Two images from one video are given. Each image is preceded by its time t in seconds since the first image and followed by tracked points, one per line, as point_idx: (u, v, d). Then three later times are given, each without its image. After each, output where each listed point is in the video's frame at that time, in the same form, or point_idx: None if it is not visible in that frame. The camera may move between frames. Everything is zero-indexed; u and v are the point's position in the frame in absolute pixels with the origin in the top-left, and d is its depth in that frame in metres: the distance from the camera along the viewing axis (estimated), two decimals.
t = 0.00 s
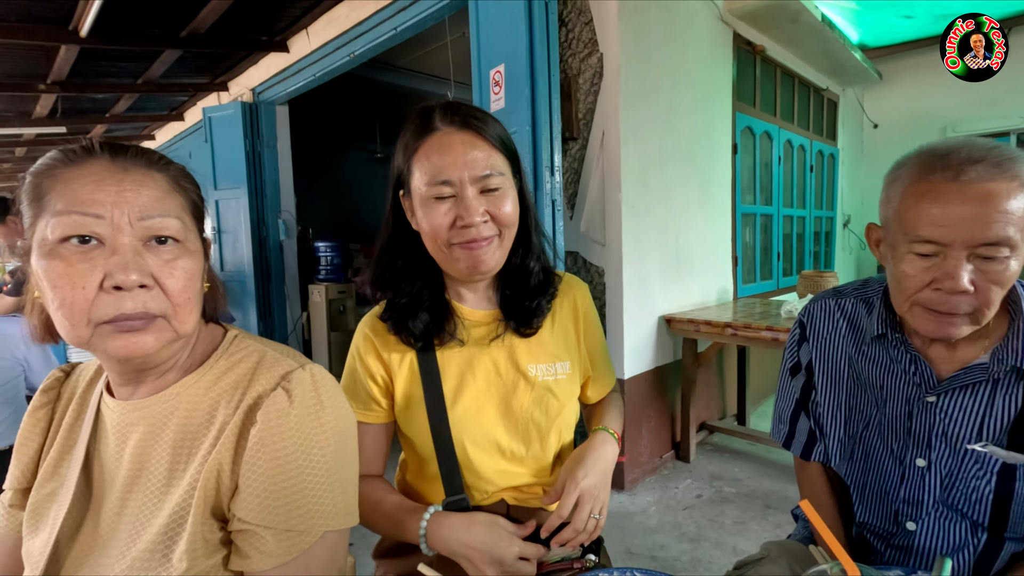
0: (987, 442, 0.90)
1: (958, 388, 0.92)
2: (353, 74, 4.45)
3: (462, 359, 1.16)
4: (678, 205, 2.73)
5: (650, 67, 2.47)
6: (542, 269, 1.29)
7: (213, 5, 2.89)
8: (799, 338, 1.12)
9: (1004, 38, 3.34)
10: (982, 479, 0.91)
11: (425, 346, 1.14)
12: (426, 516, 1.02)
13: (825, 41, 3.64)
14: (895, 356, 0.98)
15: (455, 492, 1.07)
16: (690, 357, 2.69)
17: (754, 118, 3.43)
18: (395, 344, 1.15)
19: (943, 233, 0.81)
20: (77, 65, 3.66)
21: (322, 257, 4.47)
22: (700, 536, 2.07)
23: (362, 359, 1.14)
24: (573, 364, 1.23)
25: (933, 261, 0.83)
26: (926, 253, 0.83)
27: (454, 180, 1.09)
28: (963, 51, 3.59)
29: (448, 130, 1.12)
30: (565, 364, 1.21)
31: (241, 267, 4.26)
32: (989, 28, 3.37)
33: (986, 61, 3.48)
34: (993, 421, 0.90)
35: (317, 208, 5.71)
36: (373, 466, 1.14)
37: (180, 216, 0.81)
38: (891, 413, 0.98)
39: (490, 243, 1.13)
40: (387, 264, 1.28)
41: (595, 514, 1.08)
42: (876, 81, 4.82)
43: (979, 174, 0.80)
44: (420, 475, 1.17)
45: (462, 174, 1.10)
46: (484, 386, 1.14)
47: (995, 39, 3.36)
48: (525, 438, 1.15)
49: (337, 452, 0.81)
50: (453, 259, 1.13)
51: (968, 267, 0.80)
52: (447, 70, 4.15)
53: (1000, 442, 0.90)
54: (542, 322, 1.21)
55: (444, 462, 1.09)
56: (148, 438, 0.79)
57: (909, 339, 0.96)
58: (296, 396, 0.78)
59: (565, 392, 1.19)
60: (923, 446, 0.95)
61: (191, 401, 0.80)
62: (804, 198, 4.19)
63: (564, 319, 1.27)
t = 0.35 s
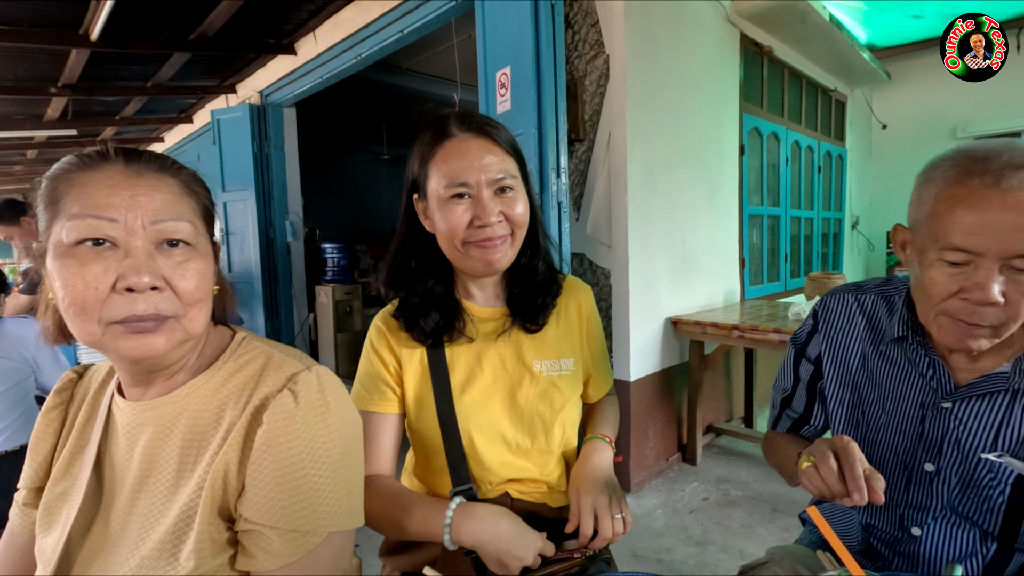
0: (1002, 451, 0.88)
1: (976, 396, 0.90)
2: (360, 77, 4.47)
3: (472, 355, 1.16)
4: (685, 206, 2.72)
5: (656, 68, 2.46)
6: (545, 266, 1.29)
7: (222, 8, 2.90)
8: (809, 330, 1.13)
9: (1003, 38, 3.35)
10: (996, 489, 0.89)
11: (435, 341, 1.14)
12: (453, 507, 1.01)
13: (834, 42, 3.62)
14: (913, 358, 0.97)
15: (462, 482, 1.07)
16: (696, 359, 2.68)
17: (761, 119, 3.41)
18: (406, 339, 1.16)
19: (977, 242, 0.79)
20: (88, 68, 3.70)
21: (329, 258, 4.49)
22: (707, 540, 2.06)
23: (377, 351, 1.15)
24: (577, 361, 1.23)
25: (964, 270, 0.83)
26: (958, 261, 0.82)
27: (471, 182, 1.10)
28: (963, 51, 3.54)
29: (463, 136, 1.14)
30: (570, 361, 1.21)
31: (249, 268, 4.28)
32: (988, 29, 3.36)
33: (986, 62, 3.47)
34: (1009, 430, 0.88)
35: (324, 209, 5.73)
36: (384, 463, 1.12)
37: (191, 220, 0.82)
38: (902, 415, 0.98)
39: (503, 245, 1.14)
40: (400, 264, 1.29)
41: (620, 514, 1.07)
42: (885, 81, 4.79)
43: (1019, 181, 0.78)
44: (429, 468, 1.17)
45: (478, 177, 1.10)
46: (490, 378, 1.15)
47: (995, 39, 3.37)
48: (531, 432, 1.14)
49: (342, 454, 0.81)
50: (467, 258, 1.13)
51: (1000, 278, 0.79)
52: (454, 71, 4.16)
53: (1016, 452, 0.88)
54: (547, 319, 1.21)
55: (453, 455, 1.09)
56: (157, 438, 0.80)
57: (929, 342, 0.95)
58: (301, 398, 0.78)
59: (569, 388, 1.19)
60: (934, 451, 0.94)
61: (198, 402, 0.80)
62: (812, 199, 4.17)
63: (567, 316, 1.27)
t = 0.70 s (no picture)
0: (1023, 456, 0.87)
1: (1001, 405, 0.89)
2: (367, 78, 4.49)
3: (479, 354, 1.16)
4: (691, 207, 2.71)
5: (662, 68, 2.46)
6: (550, 270, 1.29)
7: (230, 11, 2.92)
8: (824, 324, 1.13)
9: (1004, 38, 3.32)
10: (1016, 495, 0.87)
11: (441, 342, 1.14)
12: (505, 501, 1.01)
13: (842, 41, 3.59)
14: (935, 361, 0.97)
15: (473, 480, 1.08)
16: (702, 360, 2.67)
17: (767, 119, 3.40)
18: (412, 339, 1.16)
19: None
20: (98, 71, 3.73)
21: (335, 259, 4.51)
22: (713, 542, 2.05)
23: (385, 347, 1.15)
24: (580, 362, 1.23)
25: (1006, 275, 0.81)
26: (1001, 264, 0.80)
27: (477, 174, 1.11)
28: (964, 52, 3.55)
29: (470, 131, 1.15)
30: (574, 362, 1.21)
31: (255, 269, 4.31)
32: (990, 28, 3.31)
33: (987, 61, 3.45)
34: None
35: (331, 210, 5.76)
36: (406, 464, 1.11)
37: (203, 219, 0.83)
38: (918, 416, 0.98)
39: (506, 241, 1.13)
40: (405, 263, 1.29)
41: (631, 500, 1.11)
42: (893, 81, 4.75)
43: None
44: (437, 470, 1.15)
45: (484, 169, 1.11)
46: (494, 378, 1.15)
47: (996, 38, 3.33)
48: (535, 432, 1.14)
49: (349, 452, 0.81)
50: (471, 256, 1.12)
51: None
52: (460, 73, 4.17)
53: None
54: (552, 319, 1.21)
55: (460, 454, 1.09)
56: (168, 434, 0.81)
57: (954, 348, 0.95)
58: (309, 395, 0.79)
59: (572, 389, 1.19)
60: (949, 454, 0.93)
61: (208, 399, 0.81)
62: (820, 200, 4.15)
63: (571, 318, 1.26)
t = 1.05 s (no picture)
0: None
1: (1013, 413, 0.88)
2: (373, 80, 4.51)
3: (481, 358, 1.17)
4: (696, 208, 2.71)
5: (668, 69, 2.46)
6: (553, 275, 1.29)
7: (236, 13, 2.93)
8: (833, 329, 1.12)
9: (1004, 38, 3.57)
10: None
11: (440, 348, 1.14)
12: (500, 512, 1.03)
13: (848, 42, 3.58)
14: (948, 367, 0.96)
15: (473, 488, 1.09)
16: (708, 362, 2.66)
17: (774, 120, 3.39)
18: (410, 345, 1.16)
19: None
20: (106, 74, 3.76)
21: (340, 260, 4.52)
22: (718, 544, 2.04)
23: (384, 355, 1.15)
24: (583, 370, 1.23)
25: None
26: None
27: (480, 171, 1.11)
28: (964, 52, 3.77)
29: (478, 129, 1.16)
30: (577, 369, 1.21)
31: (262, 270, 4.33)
32: (990, 28, 3.55)
33: (986, 61, 3.70)
34: None
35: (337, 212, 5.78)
36: (402, 470, 1.12)
37: (220, 233, 0.83)
38: (930, 421, 0.97)
39: (505, 238, 1.12)
40: (404, 263, 1.30)
41: (507, 381, 1.03)
42: (901, 81, 4.73)
43: None
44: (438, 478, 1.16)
45: (488, 167, 1.11)
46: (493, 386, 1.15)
47: (995, 39, 3.57)
48: (536, 440, 1.14)
49: (353, 446, 0.81)
50: (471, 254, 1.12)
51: None
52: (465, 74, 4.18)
53: None
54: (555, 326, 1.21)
55: (457, 461, 1.09)
56: (177, 429, 0.81)
57: (970, 354, 0.94)
58: (315, 390, 0.79)
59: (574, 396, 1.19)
60: (962, 461, 0.92)
61: (216, 395, 0.81)
62: (826, 201, 4.13)
63: (575, 321, 1.25)
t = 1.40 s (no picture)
0: None
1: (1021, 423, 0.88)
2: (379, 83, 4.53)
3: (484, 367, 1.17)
4: (702, 210, 2.70)
5: (673, 70, 2.45)
6: (559, 279, 1.29)
7: (243, 15, 2.95)
8: (838, 335, 1.12)
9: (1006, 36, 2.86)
10: None
11: (443, 357, 1.15)
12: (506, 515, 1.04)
13: (855, 44, 3.57)
14: (955, 375, 0.96)
15: (481, 495, 1.10)
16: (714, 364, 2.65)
17: (780, 122, 3.37)
18: (415, 354, 1.16)
19: None
20: (115, 76, 3.79)
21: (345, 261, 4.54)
22: (724, 547, 2.03)
23: (386, 362, 1.15)
24: (593, 379, 1.23)
25: None
26: None
27: (485, 172, 1.11)
28: (964, 51, 3.15)
29: (483, 129, 1.16)
30: (585, 376, 1.21)
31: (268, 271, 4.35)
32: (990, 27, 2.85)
33: (987, 61, 3.01)
34: None
35: (342, 213, 5.81)
36: (407, 478, 1.12)
37: (240, 248, 0.84)
38: (937, 428, 0.97)
39: (510, 239, 1.13)
40: (408, 266, 1.31)
41: (500, 394, 1.08)
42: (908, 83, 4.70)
43: None
44: (445, 486, 1.16)
45: (493, 168, 1.12)
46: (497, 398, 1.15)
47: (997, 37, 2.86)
48: (543, 451, 1.13)
49: (360, 447, 0.82)
50: (477, 257, 1.12)
51: None
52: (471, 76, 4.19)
53: None
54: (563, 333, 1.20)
55: (461, 466, 1.10)
56: (186, 427, 0.82)
57: (978, 363, 0.93)
58: (322, 391, 0.80)
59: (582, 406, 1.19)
60: (970, 469, 0.92)
61: (224, 395, 0.82)
62: (833, 203, 4.11)
63: (582, 328, 1.25)
